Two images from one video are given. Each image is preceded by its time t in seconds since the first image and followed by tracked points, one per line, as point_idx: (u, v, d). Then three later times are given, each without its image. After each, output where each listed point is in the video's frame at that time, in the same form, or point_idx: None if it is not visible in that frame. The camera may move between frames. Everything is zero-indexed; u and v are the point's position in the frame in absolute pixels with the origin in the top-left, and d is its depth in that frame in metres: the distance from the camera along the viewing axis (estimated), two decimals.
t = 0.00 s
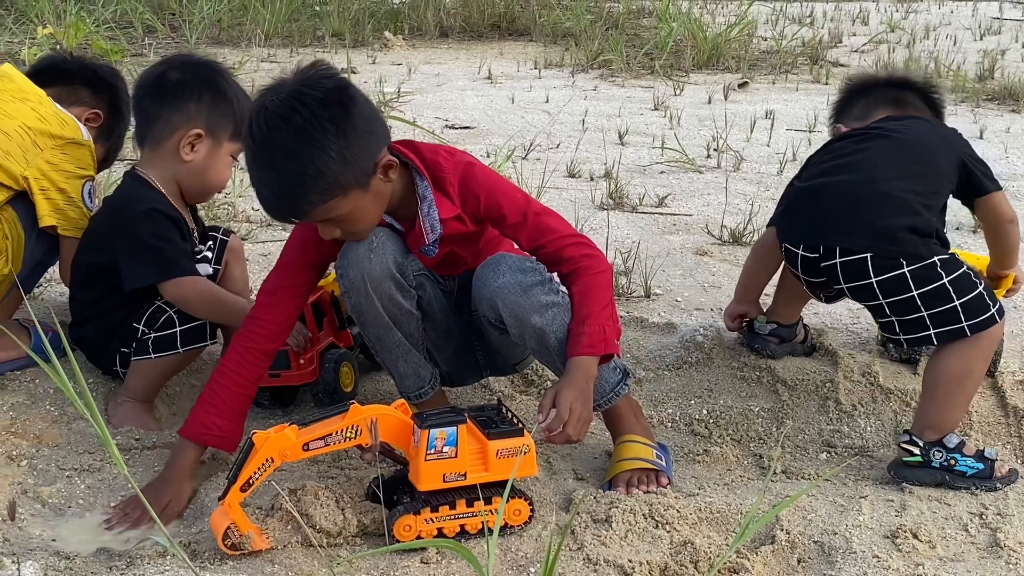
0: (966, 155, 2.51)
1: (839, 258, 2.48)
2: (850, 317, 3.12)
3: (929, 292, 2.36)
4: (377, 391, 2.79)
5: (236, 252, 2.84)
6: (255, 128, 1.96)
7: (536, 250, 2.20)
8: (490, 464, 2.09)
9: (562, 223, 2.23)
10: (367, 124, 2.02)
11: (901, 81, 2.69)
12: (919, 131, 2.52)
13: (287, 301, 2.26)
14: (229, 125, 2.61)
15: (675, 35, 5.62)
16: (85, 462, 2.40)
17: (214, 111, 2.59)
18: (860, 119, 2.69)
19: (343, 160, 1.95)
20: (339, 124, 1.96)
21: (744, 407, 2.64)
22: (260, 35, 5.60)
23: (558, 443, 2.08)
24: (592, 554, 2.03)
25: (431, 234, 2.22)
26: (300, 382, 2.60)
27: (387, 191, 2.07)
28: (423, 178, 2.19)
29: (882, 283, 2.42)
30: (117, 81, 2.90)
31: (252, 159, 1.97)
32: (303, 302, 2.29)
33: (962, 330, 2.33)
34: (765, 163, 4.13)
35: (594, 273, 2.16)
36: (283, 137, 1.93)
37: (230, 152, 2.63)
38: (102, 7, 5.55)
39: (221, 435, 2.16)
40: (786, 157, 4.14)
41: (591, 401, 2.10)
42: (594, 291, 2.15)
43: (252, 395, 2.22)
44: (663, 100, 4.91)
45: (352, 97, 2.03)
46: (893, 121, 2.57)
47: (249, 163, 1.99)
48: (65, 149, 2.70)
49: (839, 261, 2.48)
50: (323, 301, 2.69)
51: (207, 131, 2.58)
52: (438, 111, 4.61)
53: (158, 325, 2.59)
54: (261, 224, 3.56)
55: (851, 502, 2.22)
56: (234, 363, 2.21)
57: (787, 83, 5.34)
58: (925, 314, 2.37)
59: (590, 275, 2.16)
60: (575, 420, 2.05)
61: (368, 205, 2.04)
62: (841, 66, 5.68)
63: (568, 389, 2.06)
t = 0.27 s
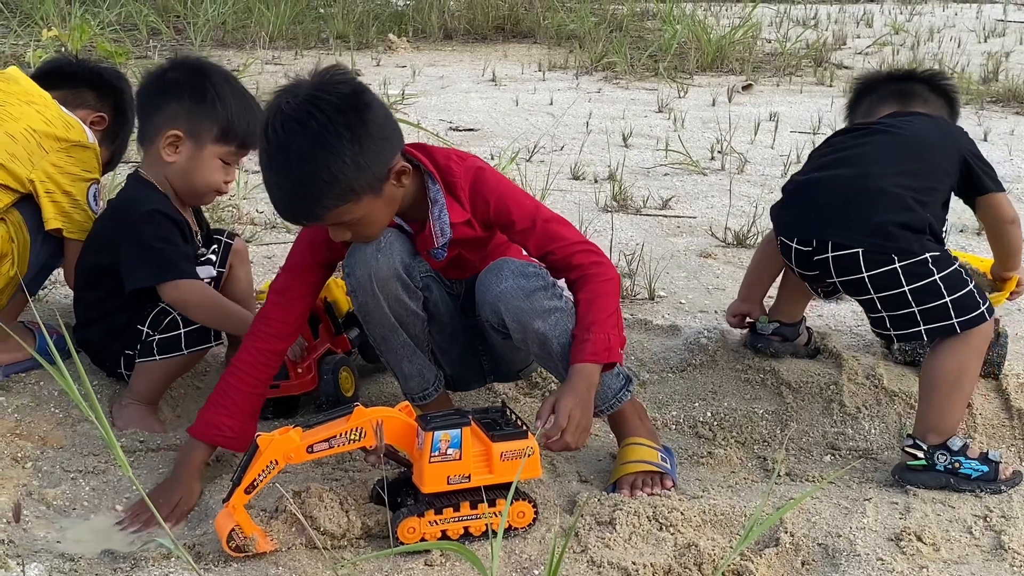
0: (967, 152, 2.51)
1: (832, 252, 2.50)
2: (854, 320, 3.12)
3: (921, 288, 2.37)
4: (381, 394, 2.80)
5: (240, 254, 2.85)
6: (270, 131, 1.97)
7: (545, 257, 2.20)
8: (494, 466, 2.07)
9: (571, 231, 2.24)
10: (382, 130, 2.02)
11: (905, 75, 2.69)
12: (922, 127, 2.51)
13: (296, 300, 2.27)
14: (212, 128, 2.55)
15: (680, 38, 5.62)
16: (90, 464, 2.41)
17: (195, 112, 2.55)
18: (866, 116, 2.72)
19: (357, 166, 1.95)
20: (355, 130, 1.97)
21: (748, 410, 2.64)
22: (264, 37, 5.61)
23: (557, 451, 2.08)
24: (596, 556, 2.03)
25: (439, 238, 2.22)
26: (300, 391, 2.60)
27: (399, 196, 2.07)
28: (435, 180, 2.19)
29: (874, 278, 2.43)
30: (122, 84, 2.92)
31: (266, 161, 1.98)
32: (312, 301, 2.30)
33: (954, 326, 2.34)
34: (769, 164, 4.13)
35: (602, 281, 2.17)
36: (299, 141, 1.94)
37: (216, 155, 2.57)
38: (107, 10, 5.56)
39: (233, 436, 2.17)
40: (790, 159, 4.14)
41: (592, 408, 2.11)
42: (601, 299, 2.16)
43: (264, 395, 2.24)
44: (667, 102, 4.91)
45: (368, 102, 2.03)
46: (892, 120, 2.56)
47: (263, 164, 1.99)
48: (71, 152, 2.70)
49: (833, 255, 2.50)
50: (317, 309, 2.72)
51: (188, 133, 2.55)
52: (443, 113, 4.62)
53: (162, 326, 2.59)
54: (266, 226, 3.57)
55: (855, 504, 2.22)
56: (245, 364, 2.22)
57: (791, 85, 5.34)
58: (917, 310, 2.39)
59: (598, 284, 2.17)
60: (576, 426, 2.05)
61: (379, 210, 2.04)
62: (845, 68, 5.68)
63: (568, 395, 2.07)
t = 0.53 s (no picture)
0: (964, 162, 2.47)
1: (812, 273, 2.55)
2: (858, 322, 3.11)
3: (902, 298, 2.41)
4: (384, 396, 2.80)
5: (246, 258, 2.86)
6: (285, 128, 1.98)
7: (554, 265, 2.20)
8: (498, 468, 2.06)
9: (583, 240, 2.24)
10: (397, 134, 2.02)
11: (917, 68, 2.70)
12: (917, 135, 2.49)
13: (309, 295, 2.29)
14: (190, 134, 2.46)
15: (683, 40, 5.62)
16: (94, 466, 2.41)
17: (172, 118, 2.47)
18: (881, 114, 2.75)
19: (369, 168, 1.95)
20: (369, 133, 1.97)
21: (751, 412, 2.64)
22: (268, 39, 5.61)
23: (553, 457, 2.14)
24: (600, 558, 2.03)
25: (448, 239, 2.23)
26: (300, 396, 2.60)
27: (411, 198, 2.07)
28: (449, 181, 2.20)
29: (857, 294, 2.48)
30: (125, 85, 2.92)
31: (281, 159, 1.98)
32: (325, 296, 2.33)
33: (942, 329, 2.37)
34: (773, 166, 4.12)
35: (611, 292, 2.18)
36: (314, 141, 1.94)
37: (194, 161, 2.47)
38: (111, 12, 5.57)
39: (247, 429, 2.20)
40: (794, 161, 4.14)
41: (592, 415, 2.15)
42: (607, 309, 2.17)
43: (277, 388, 2.26)
44: (670, 104, 4.91)
45: (385, 105, 2.03)
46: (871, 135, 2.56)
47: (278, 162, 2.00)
48: (75, 154, 2.71)
49: (813, 276, 2.55)
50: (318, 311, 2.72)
51: (167, 140, 2.48)
52: (446, 114, 4.62)
53: (165, 327, 2.60)
54: (269, 228, 3.57)
55: (860, 506, 2.21)
56: (259, 358, 2.25)
57: (795, 87, 5.33)
58: (903, 318, 2.43)
59: (607, 295, 2.17)
60: (572, 436, 2.10)
61: (390, 211, 2.04)
62: (849, 70, 5.68)
63: (567, 405, 2.11)
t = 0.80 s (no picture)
0: (944, 172, 2.50)
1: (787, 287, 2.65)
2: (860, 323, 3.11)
3: (873, 302, 2.49)
4: (387, 397, 2.80)
5: (250, 262, 2.89)
6: (291, 127, 1.99)
7: (561, 273, 2.20)
8: (501, 471, 2.04)
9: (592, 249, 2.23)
10: (403, 137, 2.02)
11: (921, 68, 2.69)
12: (897, 143, 2.54)
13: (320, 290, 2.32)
14: (172, 144, 2.42)
15: (685, 41, 5.62)
16: (97, 467, 2.41)
17: (155, 128, 2.44)
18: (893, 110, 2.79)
19: (373, 170, 1.95)
20: (373, 135, 1.97)
21: (754, 413, 2.63)
22: (270, 40, 5.62)
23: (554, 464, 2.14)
24: (602, 559, 2.03)
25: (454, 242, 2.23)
26: (301, 400, 2.58)
27: (417, 200, 2.07)
28: (458, 186, 2.20)
29: (830, 301, 2.57)
30: (129, 87, 2.92)
31: (286, 158, 1.99)
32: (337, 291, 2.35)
33: (918, 329, 2.42)
34: (775, 168, 4.12)
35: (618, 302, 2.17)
36: (319, 142, 1.95)
37: (178, 173, 2.43)
38: (114, 13, 5.58)
39: (260, 419, 2.22)
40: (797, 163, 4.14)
41: (593, 423, 2.16)
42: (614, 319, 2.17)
43: (290, 379, 2.28)
44: (673, 105, 4.91)
45: (393, 107, 2.03)
46: (848, 146, 2.62)
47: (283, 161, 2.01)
48: (80, 156, 2.71)
49: (789, 289, 2.65)
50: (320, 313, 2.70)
51: (153, 150, 2.45)
52: (448, 116, 4.62)
53: (164, 327, 2.60)
54: (272, 229, 3.57)
55: (863, 508, 2.21)
56: (272, 351, 2.28)
57: (797, 88, 5.33)
58: (878, 320, 2.50)
59: (615, 306, 2.17)
60: (573, 444, 2.10)
61: (395, 212, 2.04)
62: (851, 71, 5.68)
63: (570, 413, 2.12)
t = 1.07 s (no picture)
0: (930, 174, 2.49)
1: (780, 298, 2.68)
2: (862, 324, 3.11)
3: (862, 308, 2.51)
4: (388, 398, 2.80)
5: (253, 264, 2.91)
6: (294, 126, 1.99)
7: (564, 278, 2.20)
8: (502, 471, 2.04)
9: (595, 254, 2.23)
10: (405, 139, 2.02)
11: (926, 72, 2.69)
12: (885, 144, 2.55)
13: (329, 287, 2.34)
14: (158, 149, 2.40)
15: (687, 42, 5.63)
16: (99, 467, 2.41)
17: (142, 133, 2.43)
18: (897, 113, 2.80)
19: (373, 172, 1.95)
20: (374, 137, 1.97)
21: (756, 414, 2.63)
22: (272, 41, 5.62)
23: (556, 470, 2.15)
24: (604, 560, 2.03)
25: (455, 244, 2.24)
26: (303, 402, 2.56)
27: (419, 201, 2.07)
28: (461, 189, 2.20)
29: (822, 311, 2.59)
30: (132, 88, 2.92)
31: (288, 156, 1.99)
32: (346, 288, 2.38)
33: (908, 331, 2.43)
34: (777, 169, 4.12)
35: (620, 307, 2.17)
36: (320, 142, 1.95)
37: (165, 178, 2.42)
38: (116, 13, 5.59)
39: (274, 414, 2.23)
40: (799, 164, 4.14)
41: (594, 429, 2.16)
42: (617, 325, 2.17)
43: (304, 374, 2.30)
44: (675, 106, 4.91)
45: (396, 109, 2.03)
46: (840, 150, 2.63)
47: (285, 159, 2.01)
48: (82, 157, 2.71)
49: (782, 301, 2.68)
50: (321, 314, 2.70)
51: (142, 155, 2.44)
52: (450, 116, 4.62)
53: (165, 327, 2.59)
54: (274, 230, 3.58)
55: (865, 509, 2.21)
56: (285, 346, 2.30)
57: (799, 89, 5.34)
58: (868, 326, 2.52)
59: (618, 311, 2.17)
60: (576, 451, 2.10)
61: (395, 214, 2.04)
62: (853, 73, 5.68)
63: (573, 420, 2.12)
